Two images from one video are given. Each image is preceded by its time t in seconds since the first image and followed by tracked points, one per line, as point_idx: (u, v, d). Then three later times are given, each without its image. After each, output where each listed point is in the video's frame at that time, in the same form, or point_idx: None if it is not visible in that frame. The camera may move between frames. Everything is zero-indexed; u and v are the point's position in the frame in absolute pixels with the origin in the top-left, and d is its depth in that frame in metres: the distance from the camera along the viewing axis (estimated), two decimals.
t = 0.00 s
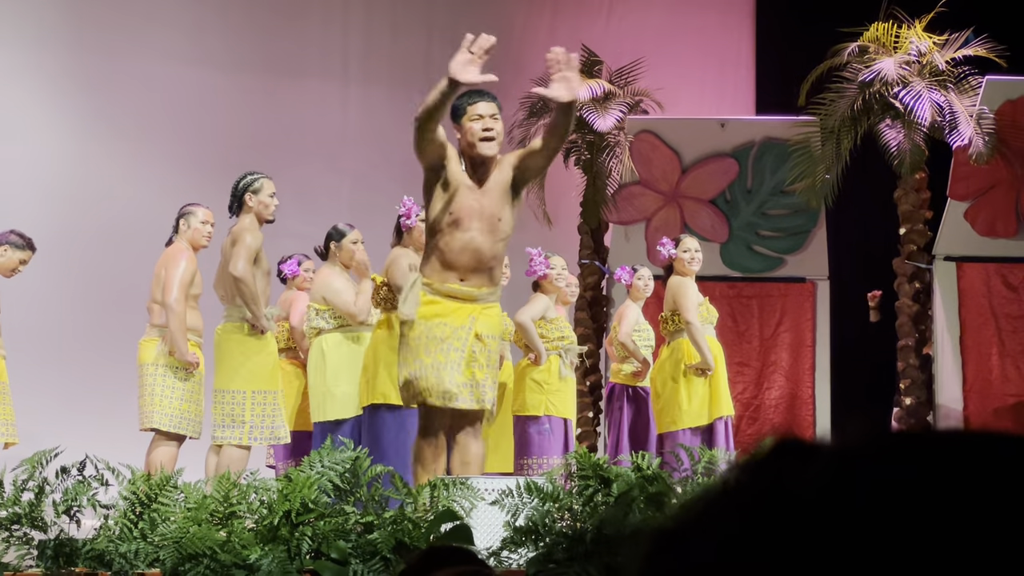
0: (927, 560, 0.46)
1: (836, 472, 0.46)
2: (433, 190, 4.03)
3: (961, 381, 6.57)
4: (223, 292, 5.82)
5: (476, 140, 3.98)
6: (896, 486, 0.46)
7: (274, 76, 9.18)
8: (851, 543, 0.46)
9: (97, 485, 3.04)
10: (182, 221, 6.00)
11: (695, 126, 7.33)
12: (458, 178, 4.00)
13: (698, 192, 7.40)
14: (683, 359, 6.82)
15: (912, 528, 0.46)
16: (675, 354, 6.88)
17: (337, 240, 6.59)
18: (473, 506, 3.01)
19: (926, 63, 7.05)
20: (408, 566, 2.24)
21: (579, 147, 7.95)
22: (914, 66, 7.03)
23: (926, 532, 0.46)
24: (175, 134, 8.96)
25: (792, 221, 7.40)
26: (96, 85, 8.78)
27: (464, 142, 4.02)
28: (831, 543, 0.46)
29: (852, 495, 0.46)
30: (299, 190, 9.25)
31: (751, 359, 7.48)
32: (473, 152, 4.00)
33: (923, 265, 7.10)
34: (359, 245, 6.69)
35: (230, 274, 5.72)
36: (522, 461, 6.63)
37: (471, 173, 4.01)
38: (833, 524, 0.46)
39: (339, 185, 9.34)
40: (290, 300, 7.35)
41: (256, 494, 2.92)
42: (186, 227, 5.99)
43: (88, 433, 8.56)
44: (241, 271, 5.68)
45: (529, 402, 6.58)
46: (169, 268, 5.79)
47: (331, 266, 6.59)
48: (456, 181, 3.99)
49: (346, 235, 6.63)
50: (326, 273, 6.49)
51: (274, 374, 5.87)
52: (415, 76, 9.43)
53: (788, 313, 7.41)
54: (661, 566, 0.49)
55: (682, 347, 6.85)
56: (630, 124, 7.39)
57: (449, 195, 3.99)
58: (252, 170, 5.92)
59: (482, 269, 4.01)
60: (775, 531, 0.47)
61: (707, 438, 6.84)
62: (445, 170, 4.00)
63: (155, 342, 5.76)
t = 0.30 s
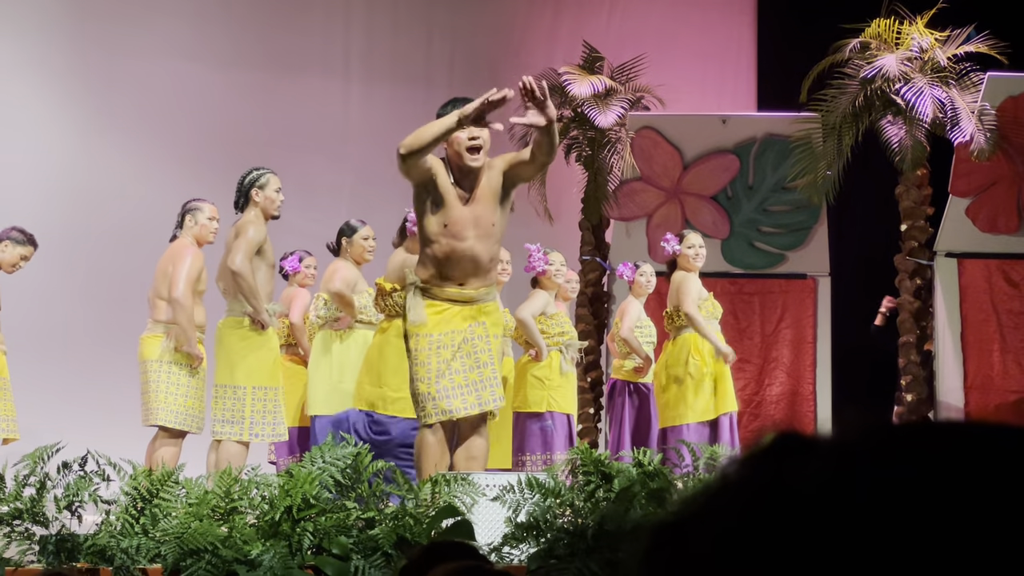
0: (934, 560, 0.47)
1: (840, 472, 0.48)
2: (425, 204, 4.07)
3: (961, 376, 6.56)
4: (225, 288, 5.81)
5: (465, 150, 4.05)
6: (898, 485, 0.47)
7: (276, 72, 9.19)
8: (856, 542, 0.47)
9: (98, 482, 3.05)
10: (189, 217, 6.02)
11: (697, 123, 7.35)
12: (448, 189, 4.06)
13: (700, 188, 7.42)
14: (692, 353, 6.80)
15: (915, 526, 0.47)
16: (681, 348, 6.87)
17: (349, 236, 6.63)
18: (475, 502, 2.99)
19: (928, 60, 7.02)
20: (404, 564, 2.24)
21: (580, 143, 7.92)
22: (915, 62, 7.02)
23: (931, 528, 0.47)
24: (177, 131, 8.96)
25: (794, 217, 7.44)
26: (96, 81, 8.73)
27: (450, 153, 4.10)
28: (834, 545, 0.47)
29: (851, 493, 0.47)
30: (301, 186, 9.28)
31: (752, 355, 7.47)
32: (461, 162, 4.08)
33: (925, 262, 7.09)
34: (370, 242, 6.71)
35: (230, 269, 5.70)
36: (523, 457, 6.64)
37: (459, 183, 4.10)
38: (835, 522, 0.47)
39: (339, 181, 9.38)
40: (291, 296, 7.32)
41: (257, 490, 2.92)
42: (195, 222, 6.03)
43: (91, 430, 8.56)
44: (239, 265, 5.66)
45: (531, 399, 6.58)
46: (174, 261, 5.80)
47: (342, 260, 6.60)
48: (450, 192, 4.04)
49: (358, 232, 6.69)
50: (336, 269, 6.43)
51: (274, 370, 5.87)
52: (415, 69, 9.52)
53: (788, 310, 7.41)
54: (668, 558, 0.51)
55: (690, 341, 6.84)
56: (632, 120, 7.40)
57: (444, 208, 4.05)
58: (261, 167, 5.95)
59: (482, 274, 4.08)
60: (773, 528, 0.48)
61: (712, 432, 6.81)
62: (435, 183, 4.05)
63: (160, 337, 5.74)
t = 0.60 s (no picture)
0: (916, 530, 0.51)
1: (824, 464, 0.52)
2: (431, 235, 4.26)
3: (962, 373, 6.58)
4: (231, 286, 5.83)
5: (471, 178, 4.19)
6: (877, 473, 0.52)
7: (278, 69, 9.21)
8: (845, 526, 0.51)
9: (99, 477, 3.06)
10: (199, 217, 6.05)
11: (698, 120, 7.35)
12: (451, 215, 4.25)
13: (700, 184, 7.44)
14: (700, 353, 6.80)
15: (908, 510, 0.51)
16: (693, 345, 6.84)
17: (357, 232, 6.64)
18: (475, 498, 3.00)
19: (930, 56, 7.01)
20: (405, 561, 2.25)
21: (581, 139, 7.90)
22: (917, 59, 7.01)
23: (920, 511, 0.51)
24: (179, 128, 8.96)
25: (794, 214, 7.44)
26: (100, 77, 8.72)
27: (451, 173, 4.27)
28: (820, 531, 0.51)
29: (835, 484, 0.52)
30: (303, 183, 9.29)
31: (754, 352, 7.48)
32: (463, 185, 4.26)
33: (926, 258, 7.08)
34: (378, 238, 6.71)
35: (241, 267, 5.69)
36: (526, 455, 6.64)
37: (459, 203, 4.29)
38: (827, 510, 0.52)
39: (340, 177, 9.40)
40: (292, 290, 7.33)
41: (258, 485, 2.91)
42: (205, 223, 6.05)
43: (93, 426, 8.55)
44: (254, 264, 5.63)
45: (533, 396, 6.58)
46: (181, 261, 5.85)
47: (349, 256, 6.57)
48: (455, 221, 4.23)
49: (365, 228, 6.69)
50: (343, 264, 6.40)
51: (272, 365, 5.88)
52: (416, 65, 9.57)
53: (790, 306, 7.43)
54: (666, 552, 0.55)
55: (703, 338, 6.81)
56: (633, 116, 7.36)
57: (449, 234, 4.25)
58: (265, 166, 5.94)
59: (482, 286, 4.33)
60: (771, 521, 0.52)
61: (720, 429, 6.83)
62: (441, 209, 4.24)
63: (166, 334, 5.74)
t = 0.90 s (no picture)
0: (922, 532, 0.52)
1: (826, 460, 0.54)
2: (448, 230, 4.02)
3: (962, 371, 6.57)
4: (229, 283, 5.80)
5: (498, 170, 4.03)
6: (875, 471, 0.53)
7: (278, 67, 9.21)
8: (842, 522, 0.53)
9: (99, 475, 3.06)
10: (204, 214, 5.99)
11: (699, 117, 7.43)
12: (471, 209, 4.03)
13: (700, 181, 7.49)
14: (737, 349, 6.63)
15: (908, 512, 0.52)
16: (727, 341, 6.69)
17: (371, 233, 6.45)
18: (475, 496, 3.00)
19: (929, 54, 7.03)
20: (406, 555, 2.24)
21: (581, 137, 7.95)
22: (917, 57, 7.02)
23: (923, 512, 0.52)
24: (178, 127, 8.95)
25: (795, 211, 7.40)
26: (98, 76, 8.72)
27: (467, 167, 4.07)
28: (818, 526, 0.53)
29: (835, 480, 0.54)
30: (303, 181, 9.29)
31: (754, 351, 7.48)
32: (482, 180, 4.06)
33: (926, 256, 7.09)
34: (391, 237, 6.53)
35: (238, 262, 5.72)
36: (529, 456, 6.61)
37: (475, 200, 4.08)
38: (821, 509, 0.54)
39: (339, 176, 9.41)
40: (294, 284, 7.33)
41: (259, 483, 2.93)
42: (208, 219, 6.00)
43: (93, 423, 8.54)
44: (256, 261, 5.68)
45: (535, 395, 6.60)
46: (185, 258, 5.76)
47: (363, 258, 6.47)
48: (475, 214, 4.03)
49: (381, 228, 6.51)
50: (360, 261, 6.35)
51: (266, 362, 5.90)
52: (416, 64, 9.59)
53: (790, 303, 7.43)
54: (673, 541, 0.58)
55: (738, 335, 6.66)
56: (633, 113, 7.44)
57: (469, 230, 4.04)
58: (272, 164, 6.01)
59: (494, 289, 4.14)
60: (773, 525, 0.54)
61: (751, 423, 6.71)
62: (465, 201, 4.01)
63: (170, 329, 5.67)
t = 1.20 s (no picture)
0: (922, 529, 0.55)
1: (837, 451, 0.57)
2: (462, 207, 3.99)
3: (961, 370, 6.59)
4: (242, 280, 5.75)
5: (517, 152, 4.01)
6: (886, 466, 0.56)
7: (278, 65, 9.22)
8: (852, 509, 0.55)
9: (97, 473, 3.06)
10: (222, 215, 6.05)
11: (698, 115, 7.46)
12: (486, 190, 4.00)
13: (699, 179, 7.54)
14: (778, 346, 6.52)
15: (911, 509, 0.55)
16: (764, 340, 6.56)
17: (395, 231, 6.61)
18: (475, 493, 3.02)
19: (929, 52, 7.03)
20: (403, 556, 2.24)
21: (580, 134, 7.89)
22: (917, 55, 7.02)
23: (924, 509, 0.55)
24: (178, 125, 8.94)
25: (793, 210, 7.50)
26: (98, 73, 8.70)
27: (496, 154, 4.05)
28: (830, 514, 0.55)
29: (846, 475, 0.56)
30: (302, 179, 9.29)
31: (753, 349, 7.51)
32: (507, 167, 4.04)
33: (926, 254, 7.09)
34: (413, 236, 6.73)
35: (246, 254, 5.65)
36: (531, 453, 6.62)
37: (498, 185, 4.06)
38: (827, 500, 0.56)
39: (338, 174, 9.41)
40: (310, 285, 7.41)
41: (259, 481, 2.92)
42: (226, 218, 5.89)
43: (93, 422, 8.52)
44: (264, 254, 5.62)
45: (552, 394, 6.57)
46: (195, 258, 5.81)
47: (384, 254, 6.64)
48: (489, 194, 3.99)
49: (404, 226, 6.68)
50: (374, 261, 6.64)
51: (276, 358, 5.73)
52: (415, 62, 9.61)
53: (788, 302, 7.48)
54: (673, 538, 0.59)
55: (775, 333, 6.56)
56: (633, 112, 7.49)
57: (482, 211, 3.99)
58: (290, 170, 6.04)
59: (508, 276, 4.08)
60: (775, 523, 0.56)
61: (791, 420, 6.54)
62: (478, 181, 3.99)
63: (184, 327, 5.72)
